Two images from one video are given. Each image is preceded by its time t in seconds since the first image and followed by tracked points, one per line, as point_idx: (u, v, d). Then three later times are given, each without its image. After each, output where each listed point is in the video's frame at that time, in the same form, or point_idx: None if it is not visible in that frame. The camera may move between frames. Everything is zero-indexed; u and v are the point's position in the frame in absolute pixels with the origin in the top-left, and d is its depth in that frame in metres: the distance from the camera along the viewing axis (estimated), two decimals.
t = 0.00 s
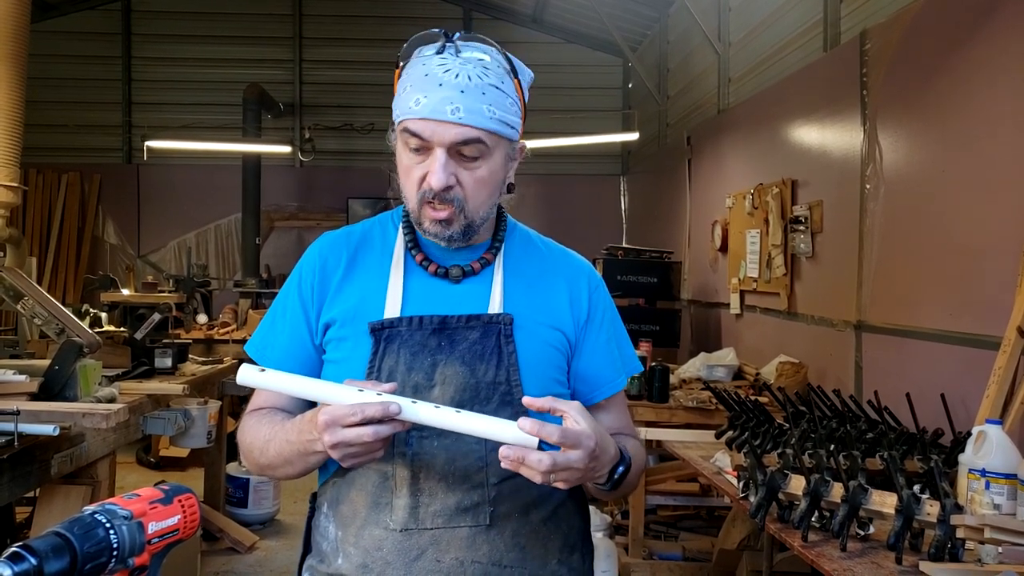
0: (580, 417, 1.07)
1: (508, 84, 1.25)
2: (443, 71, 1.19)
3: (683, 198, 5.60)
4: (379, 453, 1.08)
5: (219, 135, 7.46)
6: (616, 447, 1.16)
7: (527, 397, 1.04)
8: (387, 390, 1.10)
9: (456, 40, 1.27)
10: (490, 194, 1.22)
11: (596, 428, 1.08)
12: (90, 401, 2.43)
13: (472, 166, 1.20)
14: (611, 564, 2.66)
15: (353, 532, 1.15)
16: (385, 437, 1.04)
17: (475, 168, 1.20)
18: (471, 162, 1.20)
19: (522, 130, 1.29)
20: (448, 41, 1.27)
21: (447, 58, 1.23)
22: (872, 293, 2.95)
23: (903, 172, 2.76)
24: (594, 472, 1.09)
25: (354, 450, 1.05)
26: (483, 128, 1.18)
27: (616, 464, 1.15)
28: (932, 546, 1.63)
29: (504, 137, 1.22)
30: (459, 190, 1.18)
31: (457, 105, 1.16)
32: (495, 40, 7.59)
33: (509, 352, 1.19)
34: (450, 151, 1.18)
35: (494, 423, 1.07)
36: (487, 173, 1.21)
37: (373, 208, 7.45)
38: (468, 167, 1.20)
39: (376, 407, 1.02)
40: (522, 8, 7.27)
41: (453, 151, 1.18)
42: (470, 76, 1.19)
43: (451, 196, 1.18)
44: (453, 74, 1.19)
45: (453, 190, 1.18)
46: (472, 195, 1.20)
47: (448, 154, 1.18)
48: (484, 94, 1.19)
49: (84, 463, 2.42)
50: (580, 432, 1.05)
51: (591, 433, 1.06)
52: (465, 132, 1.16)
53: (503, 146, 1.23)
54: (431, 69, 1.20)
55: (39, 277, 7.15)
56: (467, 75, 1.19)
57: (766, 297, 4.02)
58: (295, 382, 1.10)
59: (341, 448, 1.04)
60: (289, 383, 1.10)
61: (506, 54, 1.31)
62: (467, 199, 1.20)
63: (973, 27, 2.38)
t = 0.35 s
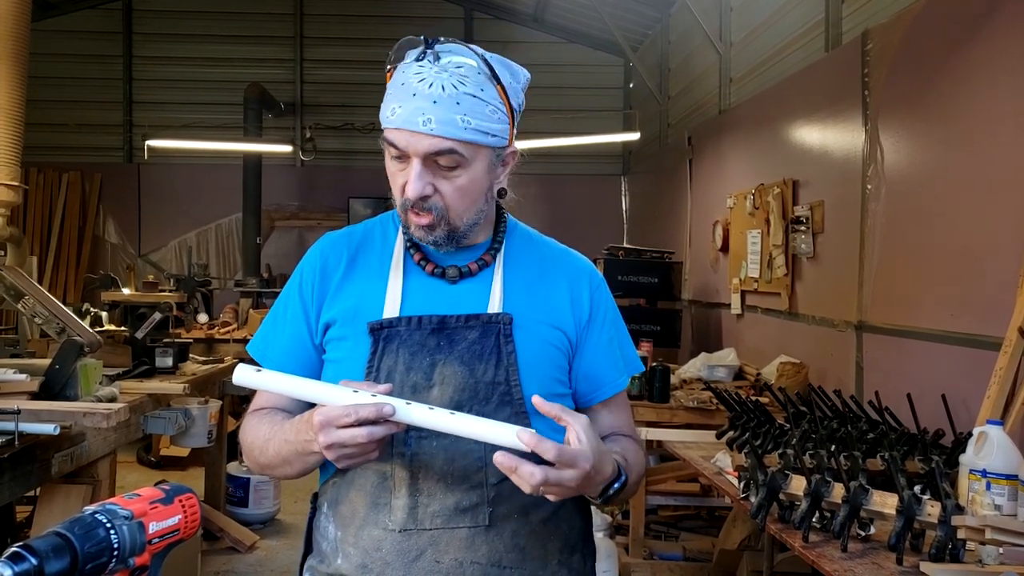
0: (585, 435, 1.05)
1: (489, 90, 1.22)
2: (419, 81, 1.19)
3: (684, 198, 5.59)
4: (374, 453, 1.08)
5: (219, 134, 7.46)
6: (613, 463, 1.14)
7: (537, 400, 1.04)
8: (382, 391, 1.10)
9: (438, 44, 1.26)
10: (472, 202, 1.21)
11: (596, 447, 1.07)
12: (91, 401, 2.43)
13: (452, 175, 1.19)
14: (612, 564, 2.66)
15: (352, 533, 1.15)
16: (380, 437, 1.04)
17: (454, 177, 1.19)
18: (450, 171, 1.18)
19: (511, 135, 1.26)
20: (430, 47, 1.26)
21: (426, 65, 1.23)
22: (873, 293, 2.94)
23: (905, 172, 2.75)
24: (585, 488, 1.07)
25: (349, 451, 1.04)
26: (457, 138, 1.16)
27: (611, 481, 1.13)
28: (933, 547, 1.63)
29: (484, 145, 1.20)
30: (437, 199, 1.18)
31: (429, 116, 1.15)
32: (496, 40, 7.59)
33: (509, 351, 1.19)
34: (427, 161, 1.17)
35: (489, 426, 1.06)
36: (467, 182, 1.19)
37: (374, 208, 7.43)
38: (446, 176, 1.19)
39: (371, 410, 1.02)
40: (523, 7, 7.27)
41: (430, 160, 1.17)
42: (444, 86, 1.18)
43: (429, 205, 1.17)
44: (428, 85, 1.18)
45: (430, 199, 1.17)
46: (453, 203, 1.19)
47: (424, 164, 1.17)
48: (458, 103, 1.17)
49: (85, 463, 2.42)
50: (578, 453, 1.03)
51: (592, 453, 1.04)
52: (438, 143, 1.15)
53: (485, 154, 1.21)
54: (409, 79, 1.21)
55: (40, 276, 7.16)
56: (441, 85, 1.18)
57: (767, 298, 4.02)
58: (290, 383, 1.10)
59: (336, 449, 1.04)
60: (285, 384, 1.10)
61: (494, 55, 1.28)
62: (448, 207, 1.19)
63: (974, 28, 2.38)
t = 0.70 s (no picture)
0: (564, 446, 1.05)
1: (484, 93, 1.21)
2: (413, 88, 1.19)
3: (686, 196, 5.59)
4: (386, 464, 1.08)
5: (221, 133, 7.46)
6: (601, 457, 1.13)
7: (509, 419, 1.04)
8: (396, 404, 1.10)
9: (431, 49, 1.25)
10: (472, 205, 1.21)
11: (577, 451, 1.06)
12: (92, 399, 2.43)
13: (451, 181, 1.18)
14: (613, 563, 2.65)
15: (354, 532, 1.15)
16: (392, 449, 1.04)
17: (453, 181, 1.19)
18: (449, 176, 1.18)
19: (510, 136, 1.25)
20: (423, 51, 1.25)
21: (419, 70, 1.22)
22: (875, 292, 2.94)
23: (906, 171, 2.75)
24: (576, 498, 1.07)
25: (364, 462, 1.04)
26: (454, 144, 1.15)
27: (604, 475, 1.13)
28: (935, 546, 1.62)
29: (481, 148, 1.19)
30: (437, 204, 1.18)
31: (424, 123, 1.14)
32: (497, 38, 7.59)
33: (511, 351, 1.19)
34: (425, 167, 1.17)
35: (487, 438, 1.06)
36: (466, 186, 1.19)
37: (376, 206, 7.42)
38: (445, 181, 1.18)
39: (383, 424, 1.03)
40: (524, 6, 7.27)
41: (428, 166, 1.17)
42: (439, 92, 1.17)
43: (430, 211, 1.17)
44: (422, 91, 1.17)
45: (430, 205, 1.17)
46: (454, 207, 1.19)
47: (422, 170, 1.17)
48: (453, 108, 1.16)
49: (86, 461, 2.42)
50: (554, 460, 1.02)
51: (572, 463, 1.04)
52: (435, 149, 1.15)
53: (483, 156, 1.20)
54: (403, 86, 1.20)
55: (41, 275, 7.16)
56: (435, 91, 1.17)
57: (768, 296, 4.01)
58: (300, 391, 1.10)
59: (350, 460, 1.04)
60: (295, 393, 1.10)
61: (488, 55, 1.27)
62: (449, 212, 1.19)
63: (976, 26, 2.38)
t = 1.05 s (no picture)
0: (580, 461, 1.05)
1: (486, 86, 1.21)
2: (413, 86, 1.18)
3: (686, 194, 5.58)
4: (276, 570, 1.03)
5: (220, 132, 7.45)
6: (608, 468, 1.13)
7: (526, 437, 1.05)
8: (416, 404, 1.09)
9: (428, 45, 1.24)
10: (479, 199, 1.21)
11: (590, 467, 1.06)
12: (92, 398, 2.43)
13: (457, 176, 1.18)
14: (614, 559, 2.65)
15: (354, 530, 1.15)
16: None
17: (459, 177, 1.18)
18: (455, 172, 1.18)
19: (511, 127, 1.25)
20: (420, 48, 1.24)
21: (419, 68, 1.21)
22: (875, 289, 2.94)
23: (906, 167, 2.75)
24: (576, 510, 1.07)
25: None
26: (460, 139, 1.15)
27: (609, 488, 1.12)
28: (935, 543, 1.62)
29: (486, 141, 1.19)
30: (445, 201, 1.18)
31: (429, 120, 1.14)
32: (496, 36, 7.58)
33: (512, 350, 1.19)
34: (430, 164, 1.17)
35: (498, 439, 1.04)
36: (472, 180, 1.19)
37: (376, 205, 7.42)
38: (451, 176, 1.18)
39: None
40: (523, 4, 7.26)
41: (433, 163, 1.17)
42: (441, 88, 1.16)
43: (438, 208, 1.17)
44: (425, 88, 1.17)
45: (438, 203, 1.17)
46: (462, 203, 1.19)
47: (428, 167, 1.17)
48: (456, 104, 1.16)
49: (86, 461, 2.42)
50: (568, 473, 1.02)
51: (585, 479, 1.03)
52: (441, 145, 1.14)
53: (488, 150, 1.20)
54: (403, 84, 1.20)
55: (42, 275, 7.15)
56: (437, 87, 1.17)
57: (768, 293, 4.01)
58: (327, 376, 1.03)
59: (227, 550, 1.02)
60: (321, 378, 1.03)
61: (484, 49, 1.26)
62: (457, 207, 1.19)
63: (975, 22, 2.37)
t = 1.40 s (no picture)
0: (573, 445, 1.04)
1: (500, 86, 1.22)
2: (430, 82, 1.17)
3: (685, 193, 5.59)
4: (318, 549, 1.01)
5: (220, 131, 7.45)
6: (604, 459, 1.12)
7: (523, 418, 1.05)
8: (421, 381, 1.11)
9: (444, 41, 1.23)
10: (488, 199, 1.21)
11: (583, 453, 1.04)
12: (91, 397, 2.43)
13: (469, 175, 1.18)
14: (614, 557, 2.65)
15: (353, 529, 1.15)
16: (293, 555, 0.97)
17: (470, 176, 1.18)
18: (467, 170, 1.18)
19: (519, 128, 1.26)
20: (436, 43, 1.23)
21: (434, 65, 1.20)
22: (875, 287, 2.94)
23: (906, 166, 2.74)
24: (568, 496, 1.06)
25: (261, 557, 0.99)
26: (476, 139, 1.15)
27: (604, 479, 1.12)
28: (934, 541, 1.62)
29: (499, 142, 1.20)
30: (456, 200, 1.17)
31: (446, 118, 1.14)
32: (496, 35, 7.57)
33: (510, 349, 1.19)
34: (444, 162, 1.17)
35: (495, 420, 1.04)
36: (483, 180, 1.19)
37: (375, 204, 7.42)
38: (463, 175, 1.18)
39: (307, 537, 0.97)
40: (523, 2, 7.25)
41: (447, 161, 1.17)
42: (458, 86, 1.16)
43: (448, 207, 1.17)
44: (442, 86, 1.16)
45: (449, 201, 1.17)
46: (470, 203, 1.19)
47: (441, 165, 1.16)
48: (473, 103, 1.16)
49: (86, 460, 2.42)
50: (558, 456, 1.01)
51: (576, 464, 1.02)
52: (457, 144, 1.14)
53: (499, 150, 1.21)
54: (418, 79, 1.18)
55: (42, 274, 7.15)
56: (455, 85, 1.16)
57: (768, 292, 4.01)
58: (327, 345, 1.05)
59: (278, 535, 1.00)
60: (319, 346, 1.05)
61: (496, 48, 1.27)
62: (465, 207, 1.19)
63: (976, 19, 2.37)
